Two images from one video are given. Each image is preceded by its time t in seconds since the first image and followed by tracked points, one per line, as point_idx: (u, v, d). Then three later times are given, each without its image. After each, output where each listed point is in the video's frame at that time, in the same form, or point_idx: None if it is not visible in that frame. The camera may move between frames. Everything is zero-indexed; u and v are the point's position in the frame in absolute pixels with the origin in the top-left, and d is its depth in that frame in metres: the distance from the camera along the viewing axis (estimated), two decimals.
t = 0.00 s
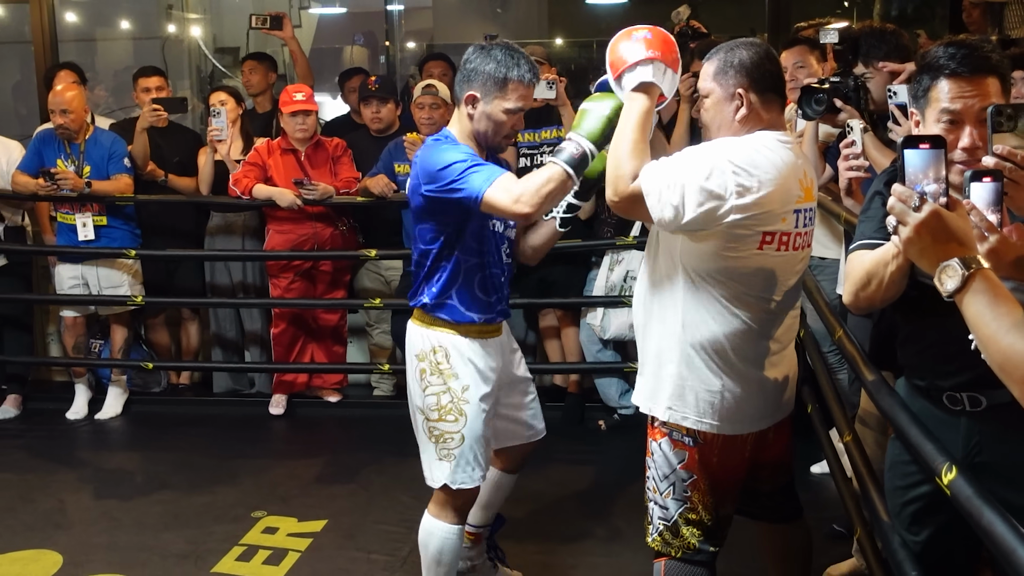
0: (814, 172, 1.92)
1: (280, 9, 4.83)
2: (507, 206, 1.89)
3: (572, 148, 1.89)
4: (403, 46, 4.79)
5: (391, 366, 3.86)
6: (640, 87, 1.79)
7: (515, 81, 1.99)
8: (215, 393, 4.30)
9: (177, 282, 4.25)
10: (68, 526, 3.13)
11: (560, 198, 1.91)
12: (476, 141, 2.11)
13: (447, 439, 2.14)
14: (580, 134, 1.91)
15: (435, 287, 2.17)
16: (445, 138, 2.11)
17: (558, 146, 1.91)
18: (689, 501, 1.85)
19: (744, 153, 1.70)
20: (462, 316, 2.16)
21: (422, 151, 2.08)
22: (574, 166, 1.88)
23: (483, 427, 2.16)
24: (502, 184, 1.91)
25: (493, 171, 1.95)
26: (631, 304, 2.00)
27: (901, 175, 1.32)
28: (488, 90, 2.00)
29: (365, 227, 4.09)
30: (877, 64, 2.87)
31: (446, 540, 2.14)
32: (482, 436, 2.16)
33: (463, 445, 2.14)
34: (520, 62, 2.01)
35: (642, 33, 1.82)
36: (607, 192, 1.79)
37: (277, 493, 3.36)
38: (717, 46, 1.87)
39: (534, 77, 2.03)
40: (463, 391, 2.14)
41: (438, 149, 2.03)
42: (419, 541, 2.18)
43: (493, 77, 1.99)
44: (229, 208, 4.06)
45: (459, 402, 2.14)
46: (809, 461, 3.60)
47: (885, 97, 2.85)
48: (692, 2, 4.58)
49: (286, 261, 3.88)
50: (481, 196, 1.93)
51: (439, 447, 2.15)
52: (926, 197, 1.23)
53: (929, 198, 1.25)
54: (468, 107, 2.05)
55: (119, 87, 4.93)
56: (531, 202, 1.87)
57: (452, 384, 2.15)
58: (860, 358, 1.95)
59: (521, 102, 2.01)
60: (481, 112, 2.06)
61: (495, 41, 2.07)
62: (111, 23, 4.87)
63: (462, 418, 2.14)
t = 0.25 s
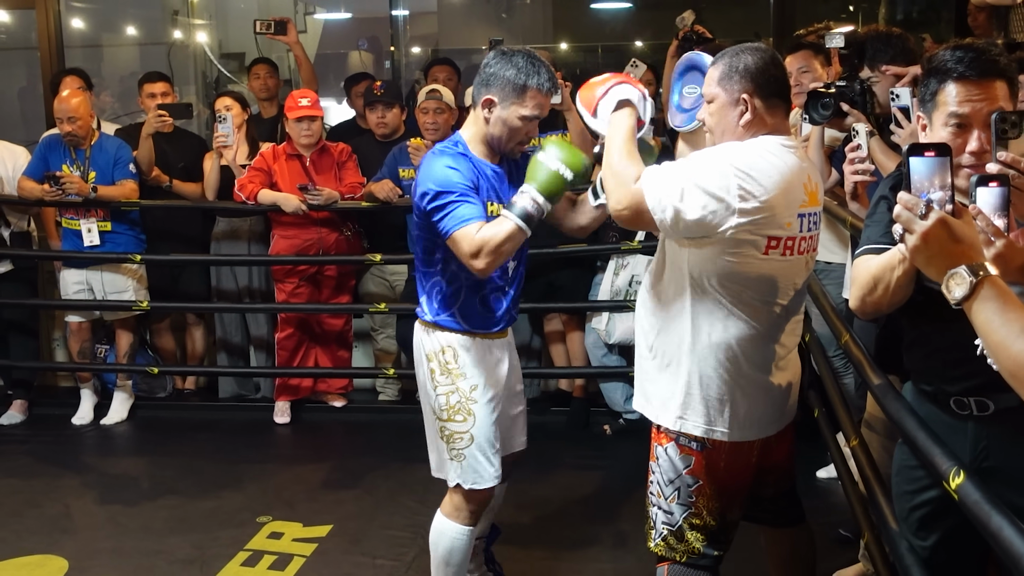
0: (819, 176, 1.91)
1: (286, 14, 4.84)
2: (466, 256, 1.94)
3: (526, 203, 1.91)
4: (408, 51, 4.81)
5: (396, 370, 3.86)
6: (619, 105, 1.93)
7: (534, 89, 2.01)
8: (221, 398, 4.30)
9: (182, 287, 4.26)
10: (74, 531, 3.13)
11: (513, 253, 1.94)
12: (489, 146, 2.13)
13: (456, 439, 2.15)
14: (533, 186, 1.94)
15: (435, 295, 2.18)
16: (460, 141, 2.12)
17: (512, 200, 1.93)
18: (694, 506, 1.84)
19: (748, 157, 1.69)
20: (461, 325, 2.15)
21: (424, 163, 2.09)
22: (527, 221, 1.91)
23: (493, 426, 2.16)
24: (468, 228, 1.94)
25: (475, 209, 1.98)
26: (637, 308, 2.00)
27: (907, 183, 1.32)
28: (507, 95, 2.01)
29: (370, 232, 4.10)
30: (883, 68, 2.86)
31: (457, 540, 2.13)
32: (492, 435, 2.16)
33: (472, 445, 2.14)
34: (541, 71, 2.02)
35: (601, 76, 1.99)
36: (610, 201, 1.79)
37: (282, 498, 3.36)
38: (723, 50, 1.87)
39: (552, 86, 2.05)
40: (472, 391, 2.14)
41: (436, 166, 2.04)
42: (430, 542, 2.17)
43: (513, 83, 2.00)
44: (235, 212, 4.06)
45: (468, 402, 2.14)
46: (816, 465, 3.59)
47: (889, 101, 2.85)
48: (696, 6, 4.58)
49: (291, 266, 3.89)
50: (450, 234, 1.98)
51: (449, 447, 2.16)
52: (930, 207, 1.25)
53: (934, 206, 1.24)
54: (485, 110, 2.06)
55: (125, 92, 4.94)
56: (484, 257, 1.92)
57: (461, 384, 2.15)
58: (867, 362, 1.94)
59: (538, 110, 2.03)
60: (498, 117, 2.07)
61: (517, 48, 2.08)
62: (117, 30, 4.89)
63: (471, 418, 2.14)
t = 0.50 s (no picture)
0: (822, 177, 1.91)
1: (289, 18, 4.85)
2: (486, 245, 1.92)
3: (551, 194, 1.92)
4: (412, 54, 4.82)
5: (399, 373, 3.86)
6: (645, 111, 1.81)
7: (539, 90, 2.02)
8: (224, 401, 4.31)
9: (186, 290, 4.26)
10: (77, 534, 3.13)
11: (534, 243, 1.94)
12: (496, 147, 2.14)
13: (462, 438, 2.15)
14: (558, 178, 1.95)
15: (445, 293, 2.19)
16: (466, 142, 2.13)
17: (538, 190, 1.94)
18: (698, 509, 1.84)
19: (750, 160, 1.70)
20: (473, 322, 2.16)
21: (433, 159, 2.10)
22: (552, 211, 1.92)
23: (498, 425, 2.16)
24: (487, 218, 1.93)
25: (488, 201, 1.96)
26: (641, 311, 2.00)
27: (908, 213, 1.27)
28: (512, 96, 2.02)
29: (373, 235, 4.10)
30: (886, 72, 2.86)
31: (467, 539, 2.14)
32: (498, 434, 2.16)
33: (479, 444, 2.14)
34: (545, 71, 2.04)
35: (648, 54, 1.80)
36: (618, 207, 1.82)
37: (285, 502, 3.36)
38: (724, 53, 1.87)
39: (557, 86, 2.06)
40: (477, 390, 2.15)
41: (446, 160, 2.05)
42: (440, 539, 2.17)
43: (518, 84, 2.01)
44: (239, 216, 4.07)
45: (473, 401, 2.15)
46: (820, 468, 3.59)
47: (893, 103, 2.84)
48: (700, 9, 4.58)
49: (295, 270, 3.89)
50: (468, 226, 1.96)
51: (454, 446, 2.16)
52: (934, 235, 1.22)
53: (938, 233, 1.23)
54: (491, 112, 2.07)
55: (129, 96, 4.95)
56: (505, 245, 1.90)
57: (466, 383, 2.16)
58: (870, 365, 1.94)
59: (544, 110, 2.03)
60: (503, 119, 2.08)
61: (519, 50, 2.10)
62: (121, 34, 4.89)
63: (477, 417, 2.14)
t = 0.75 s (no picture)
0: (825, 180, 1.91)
1: (292, 20, 4.86)
2: (517, 223, 1.91)
3: (575, 166, 1.95)
4: (414, 57, 4.82)
5: (401, 376, 3.86)
6: (644, 103, 1.81)
7: (541, 92, 2.03)
8: (226, 404, 4.31)
9: (188, 293, 4.27)
10: (79, 537, 3.13)
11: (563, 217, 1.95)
12: (501, 151, 2.15)
13: (469, 447, 2.15)
14: (580, 150, 1.97)
15: (459, 296, 2.19)
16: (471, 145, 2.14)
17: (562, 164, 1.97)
18: (702, 512, 1.84)
19: (754, 161, 1.69)
20: (491, 323, 2.17)
21: (444, 163, 2.12)
22: (579, 182, 1.95)
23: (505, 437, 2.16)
24: (512, 198, 1.94)
25: (509, 185, 1.97)
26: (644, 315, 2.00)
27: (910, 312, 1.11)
28: (515, 101, 2.04)
29: (375, 238, 4.11)
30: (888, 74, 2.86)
31: (468, 548, 2.14)
32: (504, 446, 2.16)
33: (486, 455, 2.14)
34: (546, 74, 2.05)
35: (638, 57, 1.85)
36: (618, 207, 1.79)
37: (287, 505, 3.36)
38: (725, 55, 1.87)
39: (559, 88, 2.08)
40: (486, 401, 2.14)
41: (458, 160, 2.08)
42: (440, 549, 2.18)
43: (520, 89, 2.03)
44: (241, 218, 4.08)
45: (482, 412, 2.14)
46: (821, 472, 3.58)
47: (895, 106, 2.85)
48: (701, 12, 4.58)
49: (297, 273, 3.89)
50: (493, 211, 1.96)
51: (461, 456, 2.16)
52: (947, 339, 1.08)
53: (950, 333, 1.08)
54: (494, 118, 2.09)
55: (131, 99, 4.95)
56: (536, 220, 1.90)
57: (475, 393, 2.16)
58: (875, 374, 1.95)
59: (547, 112, 2.05)
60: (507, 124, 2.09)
61: (518, 54, 2.12)
62: (123, 36, 4.90)
63: (484, 427, 2.14)
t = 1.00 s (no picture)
0: (826, 182, 1.91)
1: (292, 22, 4.86)
2: (476, 265, 1.99)
3: (541, 221, 1.97)
4: (414, 59, 4.82)
5: (402, 377, 3.86)
6: (629, 130, 1.91)
7: (554, 95, 2.06)
8: (227, 405, 4.31)
9: (189, 294, 4.27)
10: (79, 538, 3.13)
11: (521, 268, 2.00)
12: (509, 154, 2.16)
13: (486, 437, 2.17)
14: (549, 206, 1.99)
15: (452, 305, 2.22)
16: (478, 151, 2.16)
17: (529, 216, 1.98)
18: (705, 514, 1.84)
19: (753, 164, 1.71)
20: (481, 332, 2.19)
21: (444, 170, 2.14)
22: (540, 238, 1.96)
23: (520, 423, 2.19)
24: (478, 239, 2.00)
25: (487, 222, 2.02)
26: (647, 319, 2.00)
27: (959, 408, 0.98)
28: (527, 102, 2.06)
29: (376, 239, 4.12)
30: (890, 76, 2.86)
31: (487, 537, 2.16)
32: (521, 432, 2.19)
33: (504, 442, 2.16)
34: (559, 77, 2.08)
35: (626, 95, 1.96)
36: (619, 215, 1.82)
37: (287, 506, 3.36)
38: (725, 59, 1.87)
39: (570, 91, 2.10)
40: (499, 388, 2.18)
41: (454, 173, 2.10)
42: (458, 541, 2.19)
43: (533, 91, 2.05)
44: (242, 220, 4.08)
45: (496, 399, 2.17)
46: (821, 474, 3.58)
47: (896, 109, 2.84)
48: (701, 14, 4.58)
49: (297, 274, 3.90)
50: (461, 245, 2.03)
51: (479, 446, 2.17)
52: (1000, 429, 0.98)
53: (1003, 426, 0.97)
54: (506, 119, 2.11)
55: (132, 100, 4.96)
56: (492, 268, 1.98)
57: (487, 383, 2.18)
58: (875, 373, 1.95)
59: (559, 115, 2.07)
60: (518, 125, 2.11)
61: (531, 57, 2.14)
62: (125, 37, 4.90)
63: (500, 414, 2.17)
